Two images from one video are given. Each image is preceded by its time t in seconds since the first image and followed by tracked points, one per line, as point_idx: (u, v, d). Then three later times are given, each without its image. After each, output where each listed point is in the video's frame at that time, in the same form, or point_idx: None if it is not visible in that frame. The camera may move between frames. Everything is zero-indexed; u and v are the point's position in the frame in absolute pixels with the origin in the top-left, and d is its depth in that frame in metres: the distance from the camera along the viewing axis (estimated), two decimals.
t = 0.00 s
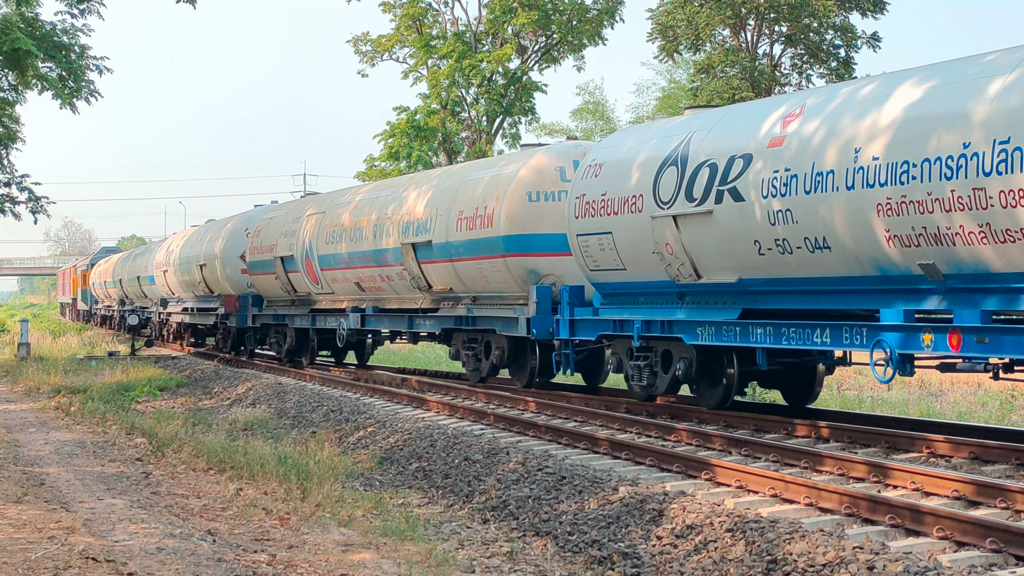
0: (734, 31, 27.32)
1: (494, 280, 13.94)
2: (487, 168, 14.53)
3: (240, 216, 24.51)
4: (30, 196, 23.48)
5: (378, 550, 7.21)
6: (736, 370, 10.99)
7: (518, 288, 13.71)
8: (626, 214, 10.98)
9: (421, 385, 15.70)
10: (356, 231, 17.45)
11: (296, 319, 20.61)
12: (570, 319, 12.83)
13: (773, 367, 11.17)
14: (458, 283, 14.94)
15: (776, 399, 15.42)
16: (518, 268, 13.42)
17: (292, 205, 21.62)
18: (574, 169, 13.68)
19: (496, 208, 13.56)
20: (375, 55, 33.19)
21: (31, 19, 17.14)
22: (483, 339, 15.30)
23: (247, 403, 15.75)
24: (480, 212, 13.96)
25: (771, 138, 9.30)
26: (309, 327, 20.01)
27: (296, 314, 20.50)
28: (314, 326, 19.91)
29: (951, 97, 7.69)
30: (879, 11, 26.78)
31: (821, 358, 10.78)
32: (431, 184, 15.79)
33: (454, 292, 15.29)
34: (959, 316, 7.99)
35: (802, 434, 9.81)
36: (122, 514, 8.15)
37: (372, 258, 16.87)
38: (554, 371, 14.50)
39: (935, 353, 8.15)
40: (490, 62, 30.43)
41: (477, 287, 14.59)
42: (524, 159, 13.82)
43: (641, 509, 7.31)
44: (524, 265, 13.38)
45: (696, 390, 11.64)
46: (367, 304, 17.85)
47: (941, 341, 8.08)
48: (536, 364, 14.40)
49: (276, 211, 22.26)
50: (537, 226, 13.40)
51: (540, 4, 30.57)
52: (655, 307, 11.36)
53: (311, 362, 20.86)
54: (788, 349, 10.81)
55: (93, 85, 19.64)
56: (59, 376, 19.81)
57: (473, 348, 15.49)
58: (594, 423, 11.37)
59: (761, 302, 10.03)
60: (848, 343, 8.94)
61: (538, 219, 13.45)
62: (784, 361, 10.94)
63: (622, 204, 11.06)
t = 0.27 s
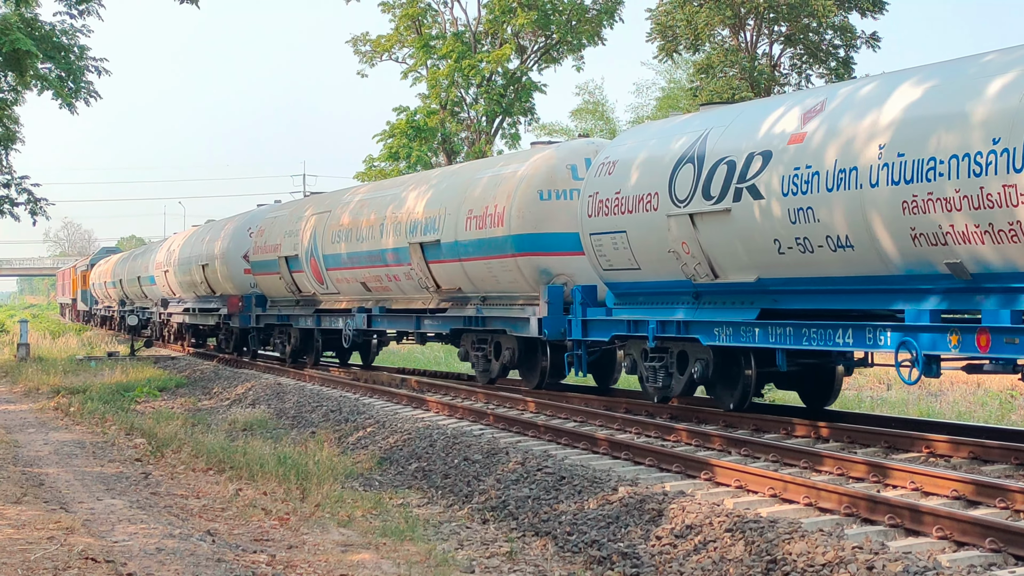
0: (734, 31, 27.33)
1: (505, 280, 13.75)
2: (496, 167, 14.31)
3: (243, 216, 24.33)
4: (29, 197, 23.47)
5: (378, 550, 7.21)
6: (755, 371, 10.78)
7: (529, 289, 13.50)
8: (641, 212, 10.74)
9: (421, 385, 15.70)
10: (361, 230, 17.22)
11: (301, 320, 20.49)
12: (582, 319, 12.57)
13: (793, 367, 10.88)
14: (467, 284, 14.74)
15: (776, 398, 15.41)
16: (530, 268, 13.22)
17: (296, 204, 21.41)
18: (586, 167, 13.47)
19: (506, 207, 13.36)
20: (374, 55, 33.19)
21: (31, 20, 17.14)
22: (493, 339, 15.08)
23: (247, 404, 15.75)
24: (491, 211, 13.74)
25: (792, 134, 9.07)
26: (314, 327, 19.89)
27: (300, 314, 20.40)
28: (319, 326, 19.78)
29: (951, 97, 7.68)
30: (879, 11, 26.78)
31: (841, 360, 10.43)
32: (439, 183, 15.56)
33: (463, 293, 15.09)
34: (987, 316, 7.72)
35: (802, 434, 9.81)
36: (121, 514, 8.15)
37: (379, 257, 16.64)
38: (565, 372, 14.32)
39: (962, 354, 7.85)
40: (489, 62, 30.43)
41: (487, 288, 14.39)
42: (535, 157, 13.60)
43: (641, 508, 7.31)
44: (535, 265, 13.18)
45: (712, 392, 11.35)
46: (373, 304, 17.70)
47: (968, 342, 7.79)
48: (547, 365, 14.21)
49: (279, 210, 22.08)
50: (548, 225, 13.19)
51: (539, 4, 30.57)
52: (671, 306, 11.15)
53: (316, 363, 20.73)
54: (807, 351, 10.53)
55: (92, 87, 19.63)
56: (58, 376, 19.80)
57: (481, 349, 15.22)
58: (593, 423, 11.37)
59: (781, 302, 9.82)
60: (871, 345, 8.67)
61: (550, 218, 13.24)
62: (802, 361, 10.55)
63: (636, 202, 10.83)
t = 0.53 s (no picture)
0: (733, 30, 27.31)
1: (515, 278, 13.53)
2: (506, 163, 14.07)
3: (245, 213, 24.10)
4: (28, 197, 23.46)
5: (377, 549, 7.21)
6: (772, 371, 10.35)
7: (540, 287, 13.28)
8: (657, 209, 10.52)
9: (420, 384, 15.71)
10: (368, 228, 16.97)
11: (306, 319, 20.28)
12: (595, 319, 12.43)
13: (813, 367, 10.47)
14: (476, 282, 14.51)
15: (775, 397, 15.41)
16: (542, 266, 12.99)
17: (300, 201, 21.14)
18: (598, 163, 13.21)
19: (517, 204, 13.12)
20: (373, 54, 33.17)
21: (30, 19, 17.12)
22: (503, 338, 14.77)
23: (246, 403, 15.75)
24: (502, 207, 13.48)
25: (812, 128, 8.85)
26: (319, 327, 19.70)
27: (305, 313, 20.18)
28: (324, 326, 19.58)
29: (952, 97, 7.67)
30: (878, 9, 26.75)
31: (863, 360, 10.12)
32: (448, 180, 15.29)
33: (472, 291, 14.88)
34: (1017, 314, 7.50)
35: (801, 433, 9.82)
36: (120, 514, 8.15)
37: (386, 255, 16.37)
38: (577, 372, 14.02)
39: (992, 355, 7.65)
40: (488, 60, 30.41)
41: (496, 286, 14.16)
42: (547, 153, 13.36)
43: (640, 507, 7.31)
44: (547, 263, 12.96)
45: (731, 393, 10.94)
46: (379, 303, 17.51)
47: (998, 342, 7.59)
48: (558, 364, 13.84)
49: (284, 208, 21.86)
50: (560, 223, 12.96)
51: (538, 3, 30.56)
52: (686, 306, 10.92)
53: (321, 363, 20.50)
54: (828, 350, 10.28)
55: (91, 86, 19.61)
56: (57, 375, 19.79)
57: (491, 348, 14.93)
58: (593, 422, 11.37)
59: (801, 300, 9.58)
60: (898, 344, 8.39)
61: (562, 215, 13.00)
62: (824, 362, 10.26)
63: (651, 198, 10.60)
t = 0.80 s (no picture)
0: (732, 29, 27.29)
1: (526, 278, 13.29)
2: (517, 160, 13.84)
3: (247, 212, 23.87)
4: (27, 196, 23.44)
5: (376, 548, 7.21)
6: (793, 371, 10.20)
7: (552, 286, 13.05)
8: (673, 207, 10.28)
9: (419, 383, 15.71)
10: (375, 226, 16.72)
11: (311, 318, 20.04)
12: (609, 318, 12.11)
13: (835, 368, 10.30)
14: (486, 281, 14.27)
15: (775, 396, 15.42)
16: (554, 265, 12.75)
17: (305, 199, 20.87)
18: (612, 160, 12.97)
19: (529, 201, 12.89)
20: (372, 54, 33.16)
21: (29, 19, 17.11)
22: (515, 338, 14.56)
23: (246, 402, 15.75)
24: (513, 205, 13.24)
25: (836, 124, 8.61)
26: (325, 327, 19.44)
27: (310, 312, 19.95)
28: (330, 325, 19.32)
29: (952, 96, 7.66)
30: (877, 8, 26.73)
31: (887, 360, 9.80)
32: (457, 177, 15.03)
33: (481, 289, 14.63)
34: None
35: (800, 432, 9.82)
36: (120, 513, 8.14)
37: (394, 254, 16.12)
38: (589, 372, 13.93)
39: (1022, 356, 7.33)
40: (487, 60, 30.40)
41: (507, 285, 13.92)
42: (559, 150, 13.13)
43: (639, 506, 7.31)
44: (560, 262, 12.71)
45: (748, 394, 10.74)
46: (387, 303, 17.27)
47: None
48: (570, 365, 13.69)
49: (289, 207, 21.58)
50: (573, 221, 12.72)
51: (537, 3, 30.56)
52: (702, 305, 10.65)
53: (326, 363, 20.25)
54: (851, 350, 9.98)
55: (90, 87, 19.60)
56: (57, 375, 19.78)
57: (502, 347, 14.71)
58: (592, 421, 11.36)
59: (823, 299, 9.30)
60: (926, 346, 8.14)
61: (574, 213, 12.76)
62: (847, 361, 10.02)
63: (666, 196, 10.37)
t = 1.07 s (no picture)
0: (731, 29, 27.28)
1: (538, 277, 13.03)
2: (530, 158, 13.60)
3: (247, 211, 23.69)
4: (26, 196, 23.43)
5: (376, 548, 7.21)
6: (815, 373, 9.87)
7: (565, 286, 12.79)
8: (691, 205, 10.05)
9: (418, 383, 15.72)
10: (382, 224, 16.46)
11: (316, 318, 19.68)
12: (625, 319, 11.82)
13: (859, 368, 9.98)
14: (497, 280, 14.01)
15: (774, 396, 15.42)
16: (566, 265, 12.51)
17: (310, 197, 20.58)
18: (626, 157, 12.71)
19: (542, 199, 12.66)
20: (371, 53, 33.15)
21: (27, 19, 17.10)
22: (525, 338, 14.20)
23: (245, 402, 15.75)
24: (525, 203, 13.00)
25: (861, 120, 8.36)
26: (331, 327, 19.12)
27: (315, 312, 19.60)
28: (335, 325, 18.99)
29: (951, 96, 7.65)
30: (876, 8, 26.73)
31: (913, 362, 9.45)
32: (467, 175, 14.77)
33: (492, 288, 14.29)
34: None
35: (800, 432, 9.82)
36: (119, 513, 8.14)
37: (402, 253, 15.85)
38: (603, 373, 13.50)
39: None
40: (487, 60, 30.41)
41: (519, 284, 13.66)
42: (572, 147, 12.89)
43: (638, 506, 7.31)
44: (573, 261, 12.46)
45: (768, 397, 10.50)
46: (394, 302, 16.96)
47: None
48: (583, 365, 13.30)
49: (293, 205, 21.28)
50: (586, 219, 12.47)
51: (536, 2, 30.56)
52: (722, 304, 10.37)
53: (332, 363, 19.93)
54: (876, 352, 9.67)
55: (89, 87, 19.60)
56: (56, 375, 19.77)
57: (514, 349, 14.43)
58: (591, 421, 11.35)
59: (846, 298, 9.01)
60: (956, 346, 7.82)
61: (588, 211, 12.51)
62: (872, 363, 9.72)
63: (684, 194, 10.14)
